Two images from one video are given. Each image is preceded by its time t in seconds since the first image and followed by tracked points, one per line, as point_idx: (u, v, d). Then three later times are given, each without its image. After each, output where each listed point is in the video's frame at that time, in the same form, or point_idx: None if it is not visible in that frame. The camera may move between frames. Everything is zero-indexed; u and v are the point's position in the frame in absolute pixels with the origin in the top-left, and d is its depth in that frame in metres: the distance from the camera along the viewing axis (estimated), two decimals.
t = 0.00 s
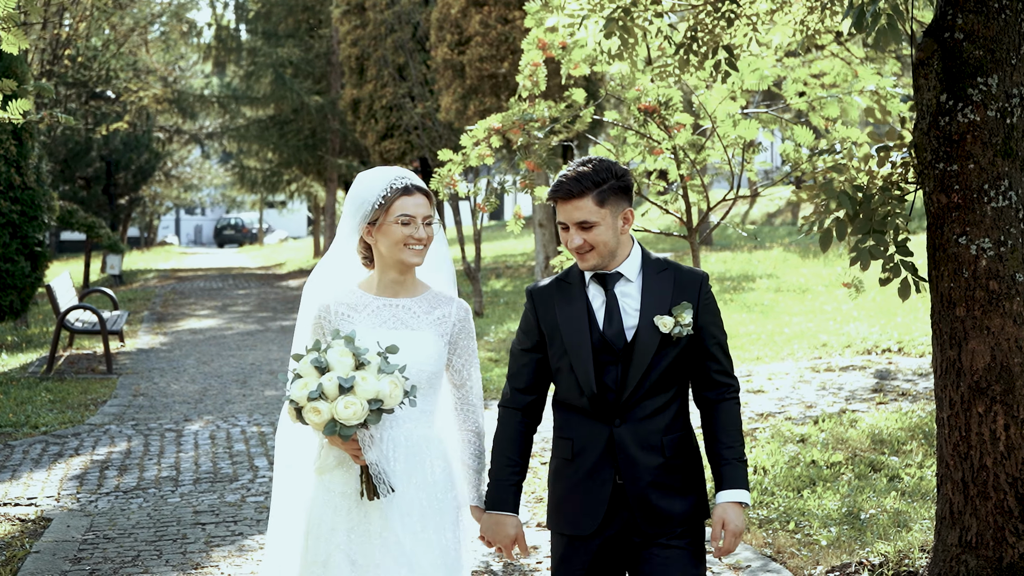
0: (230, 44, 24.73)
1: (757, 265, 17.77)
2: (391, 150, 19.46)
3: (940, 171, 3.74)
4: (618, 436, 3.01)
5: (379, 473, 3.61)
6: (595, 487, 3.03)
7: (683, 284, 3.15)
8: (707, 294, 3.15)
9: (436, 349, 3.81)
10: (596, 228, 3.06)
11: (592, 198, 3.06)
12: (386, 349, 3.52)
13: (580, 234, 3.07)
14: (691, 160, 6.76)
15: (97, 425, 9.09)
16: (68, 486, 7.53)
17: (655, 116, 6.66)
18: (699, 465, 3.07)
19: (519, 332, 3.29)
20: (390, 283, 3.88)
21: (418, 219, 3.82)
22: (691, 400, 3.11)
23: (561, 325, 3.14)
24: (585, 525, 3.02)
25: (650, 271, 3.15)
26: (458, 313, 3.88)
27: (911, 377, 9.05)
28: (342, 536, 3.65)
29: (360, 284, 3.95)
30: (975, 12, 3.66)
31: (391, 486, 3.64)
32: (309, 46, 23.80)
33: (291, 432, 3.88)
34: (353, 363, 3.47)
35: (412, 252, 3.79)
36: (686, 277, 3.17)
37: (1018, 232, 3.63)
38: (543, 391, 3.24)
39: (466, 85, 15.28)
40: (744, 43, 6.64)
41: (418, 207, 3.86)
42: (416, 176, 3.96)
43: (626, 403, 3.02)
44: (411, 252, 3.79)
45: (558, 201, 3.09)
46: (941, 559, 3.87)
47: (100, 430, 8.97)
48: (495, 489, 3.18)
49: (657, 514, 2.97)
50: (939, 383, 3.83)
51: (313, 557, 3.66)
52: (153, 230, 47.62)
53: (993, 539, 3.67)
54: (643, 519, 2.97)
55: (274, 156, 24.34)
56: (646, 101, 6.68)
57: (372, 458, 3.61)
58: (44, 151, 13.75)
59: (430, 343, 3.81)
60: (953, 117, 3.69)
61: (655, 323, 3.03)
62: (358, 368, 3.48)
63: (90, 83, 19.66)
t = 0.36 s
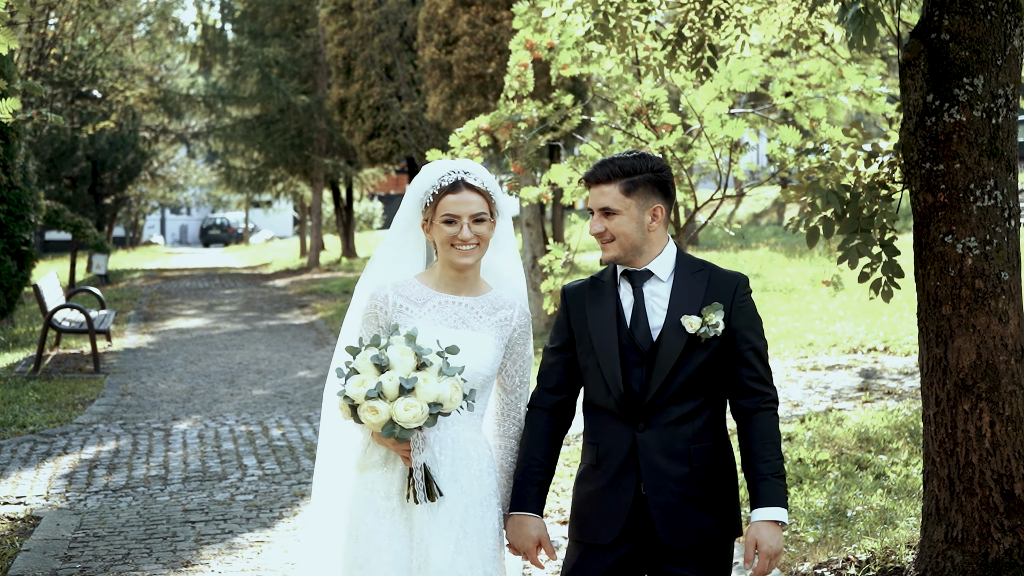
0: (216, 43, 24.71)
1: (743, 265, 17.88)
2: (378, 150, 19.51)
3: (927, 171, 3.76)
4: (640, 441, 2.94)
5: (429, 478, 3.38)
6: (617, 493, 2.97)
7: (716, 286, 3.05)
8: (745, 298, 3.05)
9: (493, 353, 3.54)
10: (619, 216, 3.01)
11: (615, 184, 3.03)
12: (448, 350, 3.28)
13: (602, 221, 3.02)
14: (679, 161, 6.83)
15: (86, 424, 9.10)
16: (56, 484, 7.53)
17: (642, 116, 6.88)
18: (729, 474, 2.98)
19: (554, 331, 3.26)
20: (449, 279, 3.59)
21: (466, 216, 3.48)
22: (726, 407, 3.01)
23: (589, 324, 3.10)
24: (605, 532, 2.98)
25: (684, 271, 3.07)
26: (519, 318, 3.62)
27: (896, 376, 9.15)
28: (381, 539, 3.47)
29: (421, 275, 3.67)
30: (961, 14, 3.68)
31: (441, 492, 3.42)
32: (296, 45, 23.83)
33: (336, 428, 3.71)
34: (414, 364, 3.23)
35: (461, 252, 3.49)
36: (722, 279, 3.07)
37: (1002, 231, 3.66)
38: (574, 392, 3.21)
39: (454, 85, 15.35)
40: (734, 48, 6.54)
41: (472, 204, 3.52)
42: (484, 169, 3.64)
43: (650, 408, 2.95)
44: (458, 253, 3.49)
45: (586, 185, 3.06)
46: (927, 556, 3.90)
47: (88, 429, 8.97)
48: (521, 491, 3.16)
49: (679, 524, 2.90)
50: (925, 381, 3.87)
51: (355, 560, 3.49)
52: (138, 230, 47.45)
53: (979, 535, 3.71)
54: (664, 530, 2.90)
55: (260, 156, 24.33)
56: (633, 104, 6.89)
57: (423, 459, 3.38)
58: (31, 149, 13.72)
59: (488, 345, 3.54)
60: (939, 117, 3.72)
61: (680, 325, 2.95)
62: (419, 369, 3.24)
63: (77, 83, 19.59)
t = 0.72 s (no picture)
0: (202, 44, 24.69)
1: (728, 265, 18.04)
2: (365, 150, 19.58)
3: (909, 169, 3.85)
4: (673, 443, 2.84)
5: (446, 476, 3.44)
6: (646, 497, 2.87)
7: (743, 285, 2.97)
8: (772, 297, 2.98)
9: (512, 352, 3.57)
10: (672, 215, 2.90)
11: (670, 182, 2.90)
12: (471, 347, 3.32)
13: (653, 222, 2.90)
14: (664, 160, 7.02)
15: (74, 423, 9.12)
16: (47, 482, 7.56)
17: (630, 116, 7.01)
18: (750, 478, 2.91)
19: (570, 330, 3.13)
20: (471, 278, 3.62)
21: (487, 212, 3.49)
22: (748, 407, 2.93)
23: (613, 321, 2.99)
24: (633, 538, 2.87)
25: (709, 270, 2.97)
26: (539, 317, 3.64)
27: (880, 374, 9.28)
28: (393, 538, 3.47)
29: (443, 274, 3.70)
30: (942, 15, 3.78)
31: (458, 491, 3.46)
32: (282, 46, 23.87)
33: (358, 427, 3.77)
34: (440, 360, 3.25)
35: (485, 247, 3.49)
36: (750, 277, 3.00)
37: (983, 229, 3.75)
38: (592, 394, 3.10)
39: (441, 85, 15.44)
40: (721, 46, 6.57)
41: (493, 199, 3.53)
42: (502, 164, 3.63)
43: (681, 409, 2.85)
44: (481, 249, 3.50)
45: (635, 185, 2.90)
46: (909, 549, 3.97)
47: (77, 429, 8.99)
48: (543, 497, 3.03)
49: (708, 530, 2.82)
50: (908, 376, 3.96)
51: (369, 560, 3.46)
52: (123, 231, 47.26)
53: (960, 527, 3.78)
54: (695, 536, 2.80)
55: (247, 157, 24.34)
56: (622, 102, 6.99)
57: (441, 459, 3.44)
58: (17, 150, 13.70)
59: (507, 344, 3.56)
60: (921, 116, 3.81)
61: (712, 323, 2.86)
62: (445, 368, 3.26)
63: (63, 83, 19.51)
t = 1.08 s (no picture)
0: (185, 43, 24.62)
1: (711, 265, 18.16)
2: (350, 149, 19.58)
3: (893, 169, 3.94)
4: (708, 460, 2.69)
5: (471, 496, 3.24)
6: (680, 519, 2.70)
7: (755, 291, 2.88)
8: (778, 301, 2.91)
9: (528, 361, 3.38)
10: (702, 228, 2.72)
11: (696, 193, 2.71)
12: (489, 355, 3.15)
13: (687, 238, 2.70)
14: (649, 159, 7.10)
15: (60, 421, 9.12)
16: (33, 480, 7.57)
17: (616, 116, 6.98)
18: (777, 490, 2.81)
19: (571, 348, 2.84)
20: (481, 287, 3.48)
21: (490, 215, 3.41)
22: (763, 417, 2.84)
23: (629, 336, 2.78)
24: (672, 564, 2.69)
25: (724, 275, 2.86)
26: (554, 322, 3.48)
27: (863, 372, 9.39)
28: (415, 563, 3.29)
29: (450, 286, 3.54)
30: (925, 16, 3.86)
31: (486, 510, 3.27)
32: (266, 45, 23.83)
33: (368, 455, 3.56)
34: (458, 371, 3.09)
35: (494, 249, 3.38)
36: (757, 283, 2.89)
37: (966, 227, 3.83)
38: (597, 415, 2.83)
39: (426, 84, 15.45)
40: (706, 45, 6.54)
41: (493, 203, 3.45)
42: (493, 167, 3.55)
43: (713, 424, 2.70)
44: (490, 253, 3.38)
45: (666, 202, 2.68)
46: (893, 542, 4.06)
47: (63, 426, 8.99)
48: (544, 526, 2.72)
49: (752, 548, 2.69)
50: (892, 372, 4.04)
51: None
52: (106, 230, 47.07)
53: (943, 522, 3.87)
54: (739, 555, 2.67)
55: (231, 156, 24.30)
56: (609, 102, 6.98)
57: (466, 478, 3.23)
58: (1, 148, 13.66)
59: (522, 353, 3.37)
60: (905, 115, 3.89)
61: (740, 331, 2.74)
62: (464, 378, 3.10)
63: (47, 81, 19.44)
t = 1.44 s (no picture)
0: (156, 39, 24.41)
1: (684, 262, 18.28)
2: (323, 146, 19.53)
3: (875, 166, 4.01)
4: (738, 472, 2.57)
5: (482, 504, 3.13)
6: (708, 533, 2.59)
7: (788, 295, 2.78)
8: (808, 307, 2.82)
9: (544, 367, 3.22)
10: (746, 230, 2.61)
11: (743, 192, 2.60)
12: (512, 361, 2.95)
13: (732, 240, 2.58)
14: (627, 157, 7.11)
15: (33, 420, 9.05)
16: (7, 479, 7.51)
17: (595, 112, 7.07)
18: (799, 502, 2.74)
19: (598, 353, 2.69)
20: (504, 286, 3.33)
21: (517, 215, 3.19)
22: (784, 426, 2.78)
23: (663, 340, 2.64)
24: None
25: (758, 278, 2.75)
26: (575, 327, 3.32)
27: (838, 369, 9.51)
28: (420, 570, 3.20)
29: (474, 282, 3.39)
30: (907, 13, 3.93)
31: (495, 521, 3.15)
32: (238, 42, 23.66)
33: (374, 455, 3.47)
34: (480, 376, 2.89)
35: (518, 252, 3.18)
36: (788, 287, 2.81)
37: (947, 225, 3.90)
38: (623, 423, 2.68)
39: (401, 81, 15.42)
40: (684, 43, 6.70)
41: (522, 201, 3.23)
42: (523, 160, 3.35)
43: (746, 436, 2.59)
44: (514, 256, 3.19)
45: (716, 202, 2.56)
46: (874, 538, 4.14)
47: (36, 425, 8.92)
48: (569, 538, 2.55)
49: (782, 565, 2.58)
50: (873, 369, 4.11)
51: None
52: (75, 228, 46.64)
53: (924, 519, 3.96)
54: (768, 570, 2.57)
55: (202, 153, 24.14)
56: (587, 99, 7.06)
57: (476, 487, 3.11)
58: None
59: (540, 359, 3.23)
60: (886, 113, 3.96)
61: (777, 339, 2.65)
62: (485, 384, 2.90)
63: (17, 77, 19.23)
